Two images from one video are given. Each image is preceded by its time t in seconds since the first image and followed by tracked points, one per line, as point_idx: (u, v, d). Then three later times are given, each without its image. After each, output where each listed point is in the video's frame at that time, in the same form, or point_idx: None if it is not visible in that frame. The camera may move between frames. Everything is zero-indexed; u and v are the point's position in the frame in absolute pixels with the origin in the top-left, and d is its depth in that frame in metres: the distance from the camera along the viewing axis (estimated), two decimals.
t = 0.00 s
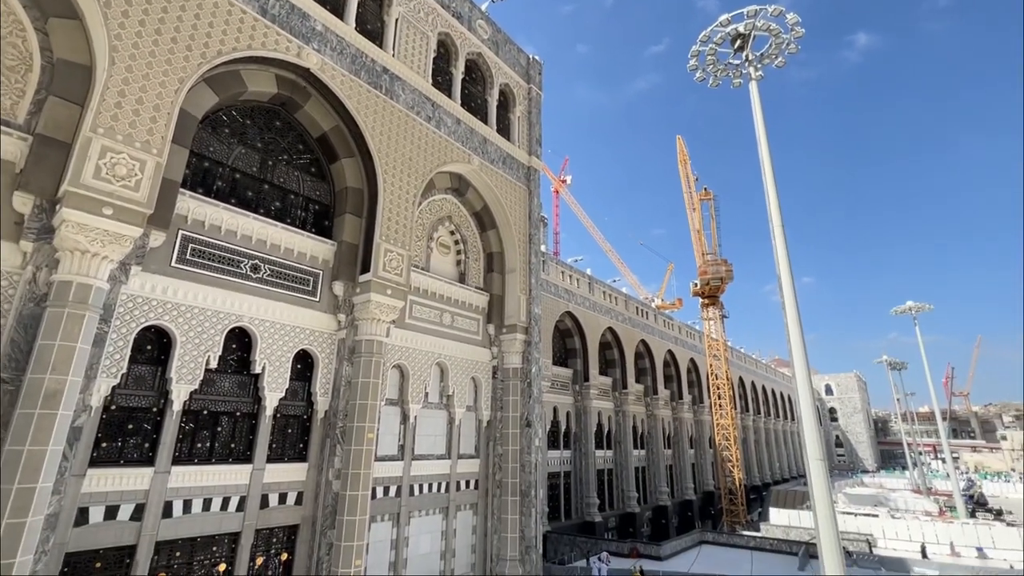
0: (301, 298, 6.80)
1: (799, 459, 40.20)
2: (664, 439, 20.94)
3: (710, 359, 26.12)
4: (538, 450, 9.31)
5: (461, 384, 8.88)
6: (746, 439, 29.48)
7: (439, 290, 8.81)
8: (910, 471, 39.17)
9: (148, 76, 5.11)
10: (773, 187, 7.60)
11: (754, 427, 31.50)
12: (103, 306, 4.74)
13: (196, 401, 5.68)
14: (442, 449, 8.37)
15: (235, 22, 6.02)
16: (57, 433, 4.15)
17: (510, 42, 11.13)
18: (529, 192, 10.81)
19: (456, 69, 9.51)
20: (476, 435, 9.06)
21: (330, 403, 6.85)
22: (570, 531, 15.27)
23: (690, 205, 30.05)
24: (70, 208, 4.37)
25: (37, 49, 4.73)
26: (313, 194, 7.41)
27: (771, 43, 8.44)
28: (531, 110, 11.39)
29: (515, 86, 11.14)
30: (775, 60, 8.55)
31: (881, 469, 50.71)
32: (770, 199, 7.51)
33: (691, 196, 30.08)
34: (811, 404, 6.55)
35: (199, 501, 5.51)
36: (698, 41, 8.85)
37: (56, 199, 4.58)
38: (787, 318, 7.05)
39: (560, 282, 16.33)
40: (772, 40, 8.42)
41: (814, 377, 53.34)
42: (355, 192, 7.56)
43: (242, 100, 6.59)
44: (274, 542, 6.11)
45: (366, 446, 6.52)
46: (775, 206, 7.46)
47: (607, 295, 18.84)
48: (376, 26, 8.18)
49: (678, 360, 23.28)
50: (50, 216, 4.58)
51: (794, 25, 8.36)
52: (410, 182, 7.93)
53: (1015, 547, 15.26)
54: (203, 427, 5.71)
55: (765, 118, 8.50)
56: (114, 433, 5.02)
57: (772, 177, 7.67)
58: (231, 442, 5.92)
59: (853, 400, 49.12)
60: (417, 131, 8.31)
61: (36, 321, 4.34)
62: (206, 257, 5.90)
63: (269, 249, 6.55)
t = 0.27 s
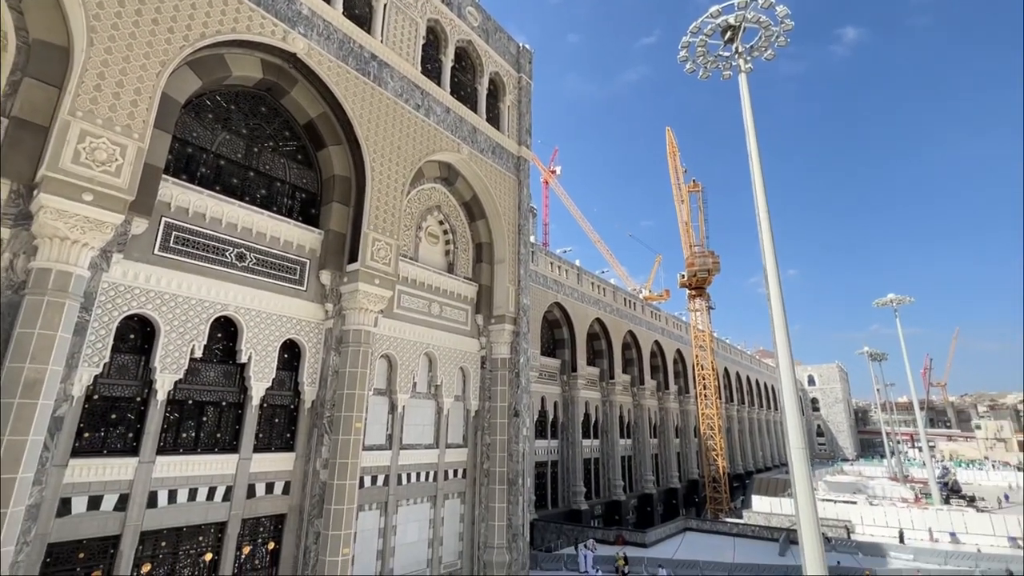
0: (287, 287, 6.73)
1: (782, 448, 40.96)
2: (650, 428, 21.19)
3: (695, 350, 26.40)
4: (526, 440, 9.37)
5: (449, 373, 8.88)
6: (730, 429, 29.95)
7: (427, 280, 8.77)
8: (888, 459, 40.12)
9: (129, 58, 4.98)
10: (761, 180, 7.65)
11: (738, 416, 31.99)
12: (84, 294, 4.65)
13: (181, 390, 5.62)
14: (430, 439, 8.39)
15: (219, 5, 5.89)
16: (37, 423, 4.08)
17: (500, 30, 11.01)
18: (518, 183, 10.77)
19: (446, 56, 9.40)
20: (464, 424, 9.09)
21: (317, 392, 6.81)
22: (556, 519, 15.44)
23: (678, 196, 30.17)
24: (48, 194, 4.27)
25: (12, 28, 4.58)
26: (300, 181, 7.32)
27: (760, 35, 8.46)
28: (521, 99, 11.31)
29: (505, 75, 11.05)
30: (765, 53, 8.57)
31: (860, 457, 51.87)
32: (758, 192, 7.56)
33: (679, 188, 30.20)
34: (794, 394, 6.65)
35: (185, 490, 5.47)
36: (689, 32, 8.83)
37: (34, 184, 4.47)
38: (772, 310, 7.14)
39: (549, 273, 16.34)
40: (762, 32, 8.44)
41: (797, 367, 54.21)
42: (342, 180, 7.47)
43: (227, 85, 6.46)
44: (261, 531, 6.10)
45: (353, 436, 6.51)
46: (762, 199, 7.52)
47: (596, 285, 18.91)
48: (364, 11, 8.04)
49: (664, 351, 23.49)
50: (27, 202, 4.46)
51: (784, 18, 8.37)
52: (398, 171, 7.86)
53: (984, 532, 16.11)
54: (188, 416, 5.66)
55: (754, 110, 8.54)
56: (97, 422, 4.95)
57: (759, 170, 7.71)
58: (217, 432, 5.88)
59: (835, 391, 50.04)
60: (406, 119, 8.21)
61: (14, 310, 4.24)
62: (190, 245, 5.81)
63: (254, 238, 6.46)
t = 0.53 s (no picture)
0: (270, 277, 6.64)
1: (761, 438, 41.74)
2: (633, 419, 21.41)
3: (679, 342, 26.69)
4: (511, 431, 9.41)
5: (434, 365, 8.86)
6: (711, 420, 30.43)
7: (412, 271, 8.72)
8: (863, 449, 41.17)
9: (104, 40, 4.83)
10: (744, 174, 7.71)
11: (719, 408, 32.49)
12: (58, 283, 4.54)
13: (161, 381, 5.53)
14: (415, 430, 8.39)
15: None
16: (11, 415, 3.98)
17: (488, 19, 10.90)
18: (505, 174, 10.72)
19: (433, 45, 9.29)
20: (449, 415, 9.10)
21: (301, 384, 6.75)
22: (540, 509, 15.57)
23: (664, 190, 30.34)
24: (20, 179, 4.15)
25: None
26: (283, 170, 7.20)
27: (747, 30, 8.49)
28: (508, 90, 11.24)
29: (493, 65, 10.95)
30: (751, 48, 8.61)
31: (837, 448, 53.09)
32: (742, 186, 7.63)
33: (665, 182, 30.36)
34: (774, 386, 6.77)
35: (165, 483, 5.40)
36: (676, 25, 8.83)
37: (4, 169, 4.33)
38: (754, 303, 7.24)
39: (535, 265, 16.34)
40: (749, 27, 8.47)
41: (778, 360, 55.15)
42: (326, 169, 7.36)
43: (207, 70, 6.31)
44: (243, 523, 6.05)
45: (337, 427, 6.47)
46: (746, 193, 7.59)
47: (581, 278, 18.97)
48: None
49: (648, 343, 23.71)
50: None
51: (771, 13, 8.42)
52: (384, 161, 7.76)
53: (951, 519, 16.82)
54: (168, 408, 5.57)
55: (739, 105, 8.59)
56: (73, 414, 4.86)
57: (743, 164, 7.78)
58: (198, 424, 5.80)
59: (813, 382, 51.08)
60: (391, 108, 8.11)
61: None
62: (169, 233, 5.68)
63: (236, 227, 6.36)
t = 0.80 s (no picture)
0: (248, 268, 6.52)
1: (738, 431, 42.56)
2: (614, 412, 21.63)
3: (659, 336, 27.01)
4: (492, 424, 9.43)
5: (416, 358, 8.82)
6: (689, 413, 30.90)
7: (394, 263, 8.64)
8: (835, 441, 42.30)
9: (73, 21, 4.66)
10: (725, 170, 7.79)
11: (698, 401, 33.02)
12: (25, 273, 4.39)
13: (135, 374, 5.41)
14: (396, 423, 8.35)
15: None
16: None
17: (472, 10, 10.80)
18: (488, 167, 10.66)
19: (416, 35, 9.17)
20: (431, 409, 9.07)
21: (280, 377, 6.65)
22: (521, 502, 15.67)
23: (647, 185, 30.54)
24: None
25: None
26: (261, 159, 7.06)
27: (730, 28, 8.56)
28: (492, 82, 11.16)
29: (477, 57, 10.87)
30: (733, 46, 8.68)
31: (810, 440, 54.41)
32: (722, 182, 7.71)
33: (647, 177, 30.57)
34: (751, 379, 6.89)
35: (139, 477, 5.30)
36: (660, 21, 8.87)
37: None
38: (733, 297, 7.35)
39: (518, 259, 16.34)
40: (731, 25, 8.54)
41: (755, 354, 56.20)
42: (306, 159, 7.24)
43: (183, 54, 6.14)
44: (220, 518, 5.96)
45: (317, 421, 6.40)
46: (727, 189, 7.67)
47: (564, 272, 19.04)
48: None
49: (629, 337, 23.94)
50: None
51: (753, 12, 8.49)
52: (366, 152, 7.65)
53: (915, 507, 17.55)
54: (142, 402, 5.45)
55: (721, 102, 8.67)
56: (42, 408, 4.72)
57: (724, 161, 7.86)
58: (174, 418, 5.69)
59: (789, 376, 52.21)
60: (373, 98, 7.99)
61: None
62: (143, 223, 5.53)
63: (213, 217, 6.22)
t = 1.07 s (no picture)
0: (221, 261, 6.36)
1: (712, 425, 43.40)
2: (591, 408, 21.83)
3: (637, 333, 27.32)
4: (470, 419, 9.42)
5: (394, 353, 8.74)
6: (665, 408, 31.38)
7: (372, 257, 8.53)
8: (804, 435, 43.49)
9: None
10: (702, 170, 7.89)
11: (673, 396, 33.55)
12: None
13: (101, 368, 5.24)
14: (373, 419, 8.28)
15: None
16: None
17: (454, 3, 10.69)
18: (469, 161, 10.60)
19: (397, 26, 9.04)
20: (408, 404, 9.01)
21: (254, 372, 6.51)
22: (499, 496, 15.72)
23: (626, 183, 30.79)
24: None
25: None
26: (236, 148, 6.88)
27: (709, 29, 8.66)
28: (473, 76, 11.08)
29: (458, 50, 10.78)
30: (712, 46, 8.78)
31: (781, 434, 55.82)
32: (699, 181, 7.81)
33: (627, 175, 30.82)
34: (724, 374, 7.03)
35: (105, 475, 5.14)
36: (641, 20, 8.92)
37: None
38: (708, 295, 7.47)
39: (498, 255, 16.31)
40: (711, 26, 8.64)
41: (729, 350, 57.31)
42: (283, 150, 7.09)
43: (153, 38, 5.94)
44: (191, 515, 5.83)
45: (292, 416, 6.31)
46: (703, 188, 7.78)
47: (544, 268, 19.08)
48: None
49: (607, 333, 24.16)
50: None
51: (732, 13, 8.60)
52: (344, 144, 7.53)
53: (878, 498, 18.31)
54: (108, 397, 5.30)
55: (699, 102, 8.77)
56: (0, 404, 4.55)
57: (701, 159, 7.96)
58: (142, 413, 5.54)
59: (761, 372, 53.40)
60: (352, 89, 7.86)
61: None
62: (110, 212, 5.35)
63: (185, 207, 6.05)
